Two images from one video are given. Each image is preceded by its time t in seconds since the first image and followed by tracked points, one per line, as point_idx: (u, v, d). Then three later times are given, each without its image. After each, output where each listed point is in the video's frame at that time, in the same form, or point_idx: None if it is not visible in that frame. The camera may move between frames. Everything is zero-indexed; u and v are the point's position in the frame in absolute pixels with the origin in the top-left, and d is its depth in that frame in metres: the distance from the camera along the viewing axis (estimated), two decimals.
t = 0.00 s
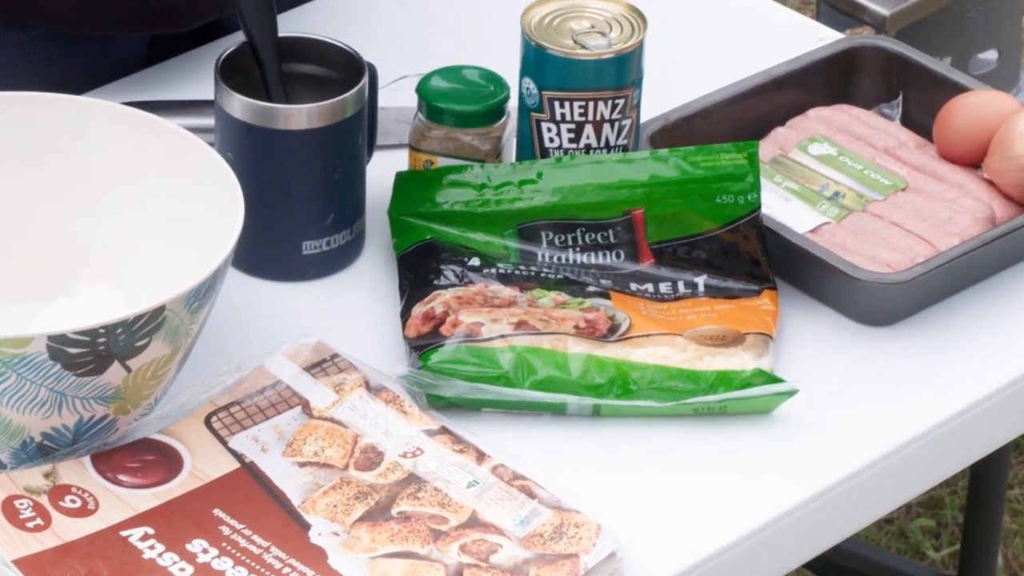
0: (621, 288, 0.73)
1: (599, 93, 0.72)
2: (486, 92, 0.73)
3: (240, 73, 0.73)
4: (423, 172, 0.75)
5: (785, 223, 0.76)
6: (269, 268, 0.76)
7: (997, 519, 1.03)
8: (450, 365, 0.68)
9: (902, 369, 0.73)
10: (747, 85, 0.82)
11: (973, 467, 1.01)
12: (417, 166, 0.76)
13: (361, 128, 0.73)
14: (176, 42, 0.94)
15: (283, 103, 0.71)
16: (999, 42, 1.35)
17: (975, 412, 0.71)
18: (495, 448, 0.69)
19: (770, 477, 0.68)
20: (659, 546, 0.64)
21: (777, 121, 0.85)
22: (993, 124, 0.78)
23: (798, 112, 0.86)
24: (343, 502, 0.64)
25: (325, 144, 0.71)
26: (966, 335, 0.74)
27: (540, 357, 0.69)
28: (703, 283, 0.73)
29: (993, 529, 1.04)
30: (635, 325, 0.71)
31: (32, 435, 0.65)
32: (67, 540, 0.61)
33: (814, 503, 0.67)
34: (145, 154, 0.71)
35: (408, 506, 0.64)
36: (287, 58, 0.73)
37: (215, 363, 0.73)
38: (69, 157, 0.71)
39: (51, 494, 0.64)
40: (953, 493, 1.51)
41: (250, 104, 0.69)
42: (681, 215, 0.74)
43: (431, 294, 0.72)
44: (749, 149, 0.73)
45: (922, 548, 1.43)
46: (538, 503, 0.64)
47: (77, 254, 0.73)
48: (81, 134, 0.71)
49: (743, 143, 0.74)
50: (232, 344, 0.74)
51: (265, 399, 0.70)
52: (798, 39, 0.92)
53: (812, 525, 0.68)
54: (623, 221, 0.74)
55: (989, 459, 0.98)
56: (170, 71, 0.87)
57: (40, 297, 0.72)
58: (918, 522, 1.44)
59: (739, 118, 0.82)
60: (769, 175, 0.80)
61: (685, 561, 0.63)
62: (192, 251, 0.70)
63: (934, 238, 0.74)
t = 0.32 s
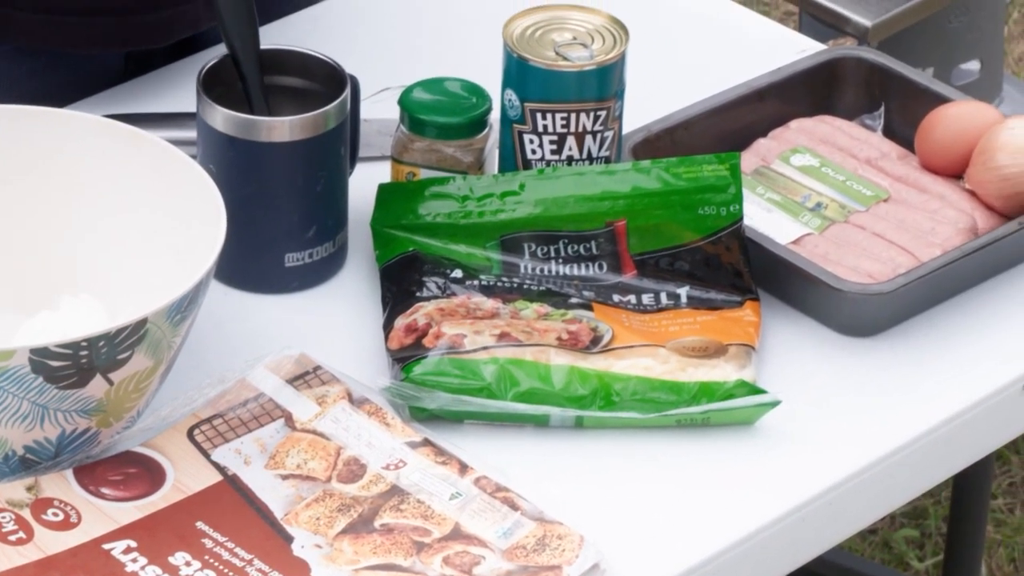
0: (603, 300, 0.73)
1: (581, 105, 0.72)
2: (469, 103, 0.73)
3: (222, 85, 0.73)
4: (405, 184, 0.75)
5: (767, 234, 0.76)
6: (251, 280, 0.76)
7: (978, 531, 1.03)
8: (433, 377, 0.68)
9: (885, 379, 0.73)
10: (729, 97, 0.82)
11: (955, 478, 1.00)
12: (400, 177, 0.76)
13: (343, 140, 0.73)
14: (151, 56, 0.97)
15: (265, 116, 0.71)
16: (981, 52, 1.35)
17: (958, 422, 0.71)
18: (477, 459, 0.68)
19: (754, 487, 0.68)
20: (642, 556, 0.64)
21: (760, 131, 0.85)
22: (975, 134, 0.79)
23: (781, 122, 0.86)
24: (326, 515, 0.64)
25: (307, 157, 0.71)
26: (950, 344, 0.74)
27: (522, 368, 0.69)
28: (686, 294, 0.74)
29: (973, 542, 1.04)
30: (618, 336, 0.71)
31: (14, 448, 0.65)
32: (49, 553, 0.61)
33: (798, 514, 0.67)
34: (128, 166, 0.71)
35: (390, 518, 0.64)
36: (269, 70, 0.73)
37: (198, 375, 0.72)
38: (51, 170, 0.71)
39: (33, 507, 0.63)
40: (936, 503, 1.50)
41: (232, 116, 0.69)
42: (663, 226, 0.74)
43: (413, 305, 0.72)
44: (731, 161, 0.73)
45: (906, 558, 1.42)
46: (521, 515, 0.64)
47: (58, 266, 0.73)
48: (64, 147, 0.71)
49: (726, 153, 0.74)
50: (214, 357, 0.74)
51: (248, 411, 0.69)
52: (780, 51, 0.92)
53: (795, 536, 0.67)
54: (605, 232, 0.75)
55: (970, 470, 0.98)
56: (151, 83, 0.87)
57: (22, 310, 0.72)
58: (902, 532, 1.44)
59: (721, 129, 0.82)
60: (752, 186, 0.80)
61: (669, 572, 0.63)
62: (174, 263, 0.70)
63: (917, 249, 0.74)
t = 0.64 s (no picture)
0: (587, 312, 0.73)
1: (565, 117, 0.72)
2: (452, 115, 0.73)
3: (206, 98, 0.73)
4: (389, 197, 0.75)
5: (751, 245, 0.76)
6: (235, 292, 0.76)
7: (961, 542, 1.03)
8: (417, 389, 0.68)
9: (870, 390, 0.73)
10: (712, 108, 0.82)
11: (939, 489, 1.00)
12: (384, 190, 0.76)
13: (327, 152, 0.73)
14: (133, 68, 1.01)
15: (249, 128, 0.71)
16: (965, 62, 1.35)
17: (943, 432, 0.71)
18: (461, 472, 0.68)
19: (740, 498, 0.67)
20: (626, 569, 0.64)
21: (744, 142, 0.85)
22: (958, 146, 0.79)
23: (765, 133, 0.86)
24: (310, 527, 0.63)
25: (291, 169, 0.71)
26: (934, 355, 0.74)
27: (507, 381, 0.69)
28: (670, 306, 0.74)
29: (956, 553, 1.04)
30: (602, 348, 0.71)
31: None
32: (33, 567, 0.61)
33: (783, 525, 0.67)
34: (112, 180, 0.71)
35: (375, 530, 0.63)
36: (252, 82, 0.73)
37: (181, 389, 0.72)
38: (35, 184, 0.71)
39: (17, 521, 0.63)
40: (920, 513, 1.50)
41: (216, 129, 0.69)
42: (647, 238, 0.74)
43: (398, 318, 0.72)
44: (714, 172, 0.73)
45: (891, 569, 1.42)
46: (505, 527, 0.64)
47: (42, 281, 0.73)
48: (48, 161, 0.71)
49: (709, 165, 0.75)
50: (198, 369, 0.73)
51: (232, 424, 0.69)
52: (763, 63, 0.92)
53: (780, 548, 0.67)
54: (589, 244, 0.75)
55: (955, 480, 0.98)
56: (133, 96, 0.87)
57: (6, 324, 0.72)
58: (886, 543, 1.43)
59: (704, 140, 0.82)
60: (735, 198, 0.80)
61: None
62: (158, 276, 0.70)
63: (900, 260, 0.74)
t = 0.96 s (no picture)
0: (573, 324, 0.73)
1: (549, 129, 0.72)
2: (437, 128, 0.73)
3: (191, 111, 0.73)
4: (374, 209, 0.75)
5: (736, 257, 0.76)
6: (220, 304, 0.76)
7: (947, 552, 1.03)
8: (403, 402, 0.68)
9: (856, 401, 0.73)
10: (697, 120, 0.82)
11: (925, 498, 1.00)
12: (369, 203, 0.76)
13: (312, 165, 0.73)
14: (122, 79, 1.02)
15: (234, 141, 0.71)
16: (949, 73, 1.35)
17: (928, 444, 0.71)
18: (447, 484, 0.68)
19: (727, 510, 0.67)
20: None
21: (729, 154, 0.85)
22: (943, 157, 0.79)
23: (749, 145, 0.86)
24: (296, 540, 0.63)
25: (276, 182, 0.71)
26: (920, 366, 0.74)
27: (492, 393, 0.69)
28: (655, 318, 0.74)
29: (940, 564, 1.04)
30: (587, 360, 0.71)
31: None
32: None
33: (771, 536, 0.66)
34: (95, 194, 0.71)
35: (360, 543, 0.63)
36: (237, 95, 0.73)
37: (166, 401, 0.72)
38: (21, 198, 0.71)
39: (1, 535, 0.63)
40: (907, 522, 1.49)
41: (201, 142, 0.69)
42: (632, 249, 0.74)
43: (383, 330, 0.72)
44: (699, 184, 0.74)
45: None
46: (491, 539, 0.64)
47: (28, 295, 0.73)
48: (31, 174, 0.71)
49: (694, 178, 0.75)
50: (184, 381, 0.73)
51: (217, 437, 0.69)
52: (747, 75, 0.92)
53: (767, 560, 0.67)
54: (574, 256, 0.75)
55: (940, 491, 0.98)
56: (118, 109, 0.87)
57: None
58: (874, 553, 1.43)
59: (689, 152, 0.82)
60: (720, 210, 0.80)
61: None
62: (143, 288, 0.70)
63: (885, 271, 0.74)
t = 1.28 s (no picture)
0: (560, 336, 0.73)
1: (536, 141, 0.72)
2: (423, 140, 0.74)
3: (177, 125, 0.73)
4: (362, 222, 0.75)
5: (723, 269, 0.76)
6: (208, 317, 0.75)
7: (935, 563, 1.03)
8: (389, 415, 0.68)
9: (843, 413, 0.73)
10: (683, 132, 0.82)
11: (913, 510, 1.00)
12: (356, 216, 0.76)
13: (299, 177, 0.73)
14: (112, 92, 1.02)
15: (220, 154, 0.71)
16: (936, 85, 1.35)
17: (915, 455, 0.71)
18: (435, 497, 0.67)
19: (716, 521, 0.67)
20: None
21: (715, 167, 0.85)
22: (929, 169, 0.79)
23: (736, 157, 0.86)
24: (283, 553, 0.63)
25: (263, 194, 0.71)
26: (907, 379, 0.74)
27: (479, 406, 0.69)
28: (642, 330, 0.74)
29: None
30: (574, 373, 0.71)
31: None
32: None
33: (760, 547, 0.66)
34: (80, 209, 0.71)
35: (347, 556, 0.63)
36: (223, 108, 0.73)
37: (153, 414, 0.72)
38: (8, 211, 0.71)
39: None
40: (895, 533, 1.49)
41: (187, 155, 0.69)
42: (619, 262, 0.75)
43: (370, 343, 0.72)
44: (686, 197, 0.74)
45: None
46: (478, 552, 0.63)
47: (15, 309, 0.73)
48: (17, 188, 0.71)
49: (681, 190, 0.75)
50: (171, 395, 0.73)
51: (204, 450, 0.68)
52: (734, 88, 0.93)
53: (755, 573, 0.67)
54: (561, 268, 0.75)
55: (927, 503, 0.98)
56: (104, 123, 0.87)
57: None
58: (861, 564, 1.43)
59: (675, 165, 0.83)
60: (706, 222, 0.80)
61: None
62: (130, 301, 0.70)
63: (872, 283, 0.74)
